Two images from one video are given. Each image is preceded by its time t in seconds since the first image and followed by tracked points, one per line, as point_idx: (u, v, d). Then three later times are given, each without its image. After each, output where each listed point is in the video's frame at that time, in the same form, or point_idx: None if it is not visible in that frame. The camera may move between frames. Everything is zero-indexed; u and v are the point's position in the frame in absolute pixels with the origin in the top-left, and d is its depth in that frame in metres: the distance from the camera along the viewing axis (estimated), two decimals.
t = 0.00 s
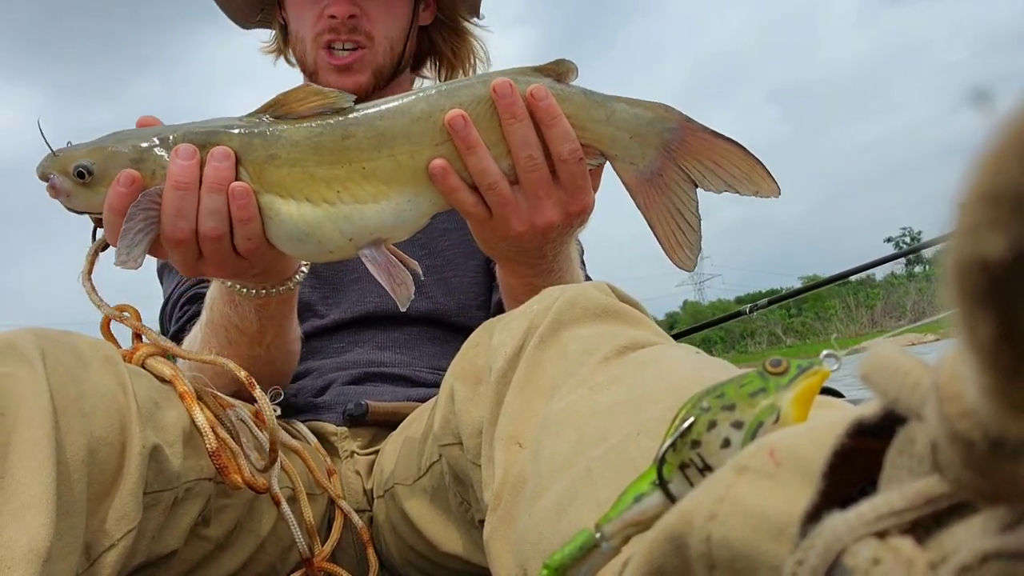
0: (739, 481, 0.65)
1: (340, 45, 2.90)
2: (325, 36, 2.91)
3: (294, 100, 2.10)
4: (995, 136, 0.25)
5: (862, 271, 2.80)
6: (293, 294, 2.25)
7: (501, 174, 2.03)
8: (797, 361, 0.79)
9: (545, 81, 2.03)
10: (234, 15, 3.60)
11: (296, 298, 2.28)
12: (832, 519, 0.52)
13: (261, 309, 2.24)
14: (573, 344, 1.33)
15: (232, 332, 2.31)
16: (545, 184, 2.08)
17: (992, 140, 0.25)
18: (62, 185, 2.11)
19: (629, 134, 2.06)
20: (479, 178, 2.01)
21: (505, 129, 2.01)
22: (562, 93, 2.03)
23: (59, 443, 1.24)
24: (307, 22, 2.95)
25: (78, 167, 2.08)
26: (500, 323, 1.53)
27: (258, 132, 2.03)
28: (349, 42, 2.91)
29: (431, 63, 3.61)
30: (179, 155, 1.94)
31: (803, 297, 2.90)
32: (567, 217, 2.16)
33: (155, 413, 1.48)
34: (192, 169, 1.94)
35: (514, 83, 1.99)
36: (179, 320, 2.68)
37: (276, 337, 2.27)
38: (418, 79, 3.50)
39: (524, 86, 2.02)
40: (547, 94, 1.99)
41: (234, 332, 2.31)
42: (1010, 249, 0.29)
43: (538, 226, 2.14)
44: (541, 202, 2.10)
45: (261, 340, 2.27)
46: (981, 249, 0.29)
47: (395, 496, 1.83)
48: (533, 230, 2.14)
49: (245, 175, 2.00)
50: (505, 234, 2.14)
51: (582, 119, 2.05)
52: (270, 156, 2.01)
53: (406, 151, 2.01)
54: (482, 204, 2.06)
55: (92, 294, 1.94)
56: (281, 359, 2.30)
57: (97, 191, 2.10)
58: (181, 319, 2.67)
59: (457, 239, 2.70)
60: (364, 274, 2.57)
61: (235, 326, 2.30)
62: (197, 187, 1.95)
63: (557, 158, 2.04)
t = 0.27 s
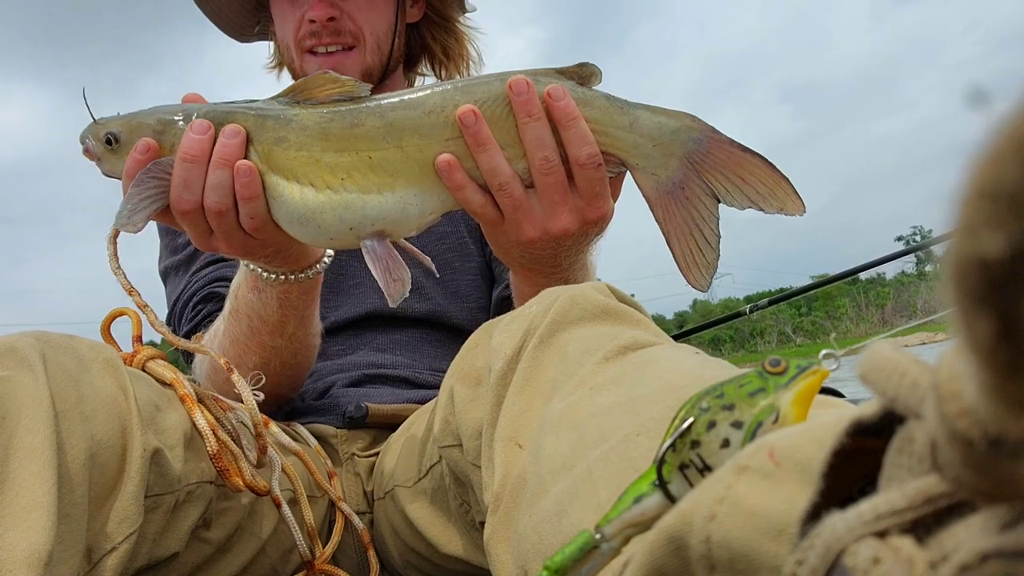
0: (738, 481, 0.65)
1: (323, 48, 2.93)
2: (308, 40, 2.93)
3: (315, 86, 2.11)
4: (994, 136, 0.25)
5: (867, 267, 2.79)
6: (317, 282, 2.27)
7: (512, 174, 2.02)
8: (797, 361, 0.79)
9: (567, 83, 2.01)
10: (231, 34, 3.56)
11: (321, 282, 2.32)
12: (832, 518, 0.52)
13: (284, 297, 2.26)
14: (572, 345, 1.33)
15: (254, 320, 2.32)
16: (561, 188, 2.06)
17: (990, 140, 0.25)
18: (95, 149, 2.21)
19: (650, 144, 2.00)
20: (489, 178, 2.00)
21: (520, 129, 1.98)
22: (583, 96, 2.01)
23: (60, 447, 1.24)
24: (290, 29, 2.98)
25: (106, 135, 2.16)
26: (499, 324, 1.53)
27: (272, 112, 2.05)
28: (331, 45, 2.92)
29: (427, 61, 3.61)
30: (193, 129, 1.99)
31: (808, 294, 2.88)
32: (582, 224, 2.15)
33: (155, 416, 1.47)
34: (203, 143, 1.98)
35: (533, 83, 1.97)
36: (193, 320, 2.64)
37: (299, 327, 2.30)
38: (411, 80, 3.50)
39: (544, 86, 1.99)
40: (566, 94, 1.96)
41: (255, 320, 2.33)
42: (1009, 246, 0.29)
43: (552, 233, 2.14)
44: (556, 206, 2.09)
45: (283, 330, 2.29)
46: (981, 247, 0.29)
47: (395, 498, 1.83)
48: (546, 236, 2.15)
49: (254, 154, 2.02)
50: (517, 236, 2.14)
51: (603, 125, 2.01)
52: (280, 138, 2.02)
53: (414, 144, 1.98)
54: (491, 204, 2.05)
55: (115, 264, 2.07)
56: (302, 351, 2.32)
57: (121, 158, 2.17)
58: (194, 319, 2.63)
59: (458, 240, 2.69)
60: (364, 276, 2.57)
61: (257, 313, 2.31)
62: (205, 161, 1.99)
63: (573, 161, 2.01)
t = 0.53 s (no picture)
0: (736, 482, 0.65)
1: (317, 46, 2.91)
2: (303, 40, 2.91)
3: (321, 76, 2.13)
4: (993, 137, 0.25)
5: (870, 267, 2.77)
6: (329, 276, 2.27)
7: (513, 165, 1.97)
8: (795, 361, 0.79)
9: (569, 69, 1.98)
10: (222, 39, 3.53)
11: (333, 278, 2.32)
12: (830, 519, 0.52)
13: (296, 291, 2.26)
14: (570, 345, 1.33)
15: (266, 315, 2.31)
16: (566, 179, 2.01)
17: (989, 142, 0.25)
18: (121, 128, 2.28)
19: (654, 117, 2.02)
20: (489, 169, 1.95)
21: (523, 115, 1.94)
22: (586, 81, 1.98)
23: (58, 445, 1.24)
24: (283, 30, 2.97)
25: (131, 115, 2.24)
26: (497, 324, 1.53)
27: (277, 100, 2.07)
28: (324, 42, 2.91)
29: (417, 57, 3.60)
30: (205, 111, 2.01)
31: (814, 291, 2.86)
32: (586, 216, 2.10)
33: (154, 415, 1.47)
34: (211, 125, 2.00)
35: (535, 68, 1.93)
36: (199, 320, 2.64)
37: (309, 323, 2.29)
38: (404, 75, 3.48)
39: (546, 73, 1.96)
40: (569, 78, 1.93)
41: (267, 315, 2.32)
42: (1008, 247, 0.29)
43: (555, 226, 2.09)
44: (559, 197, 2.04)
45: (293, 325, 2.28)
46: (978, 248, 0.29)
47: (393, 497, 1.83)
48: (550, 230, 2.10)
49: (258, 141, 2.04)
50: (519, 230, 2.09)
51: (609, 108, 2.00)
52: (281, 126, 2.04)
53: (409, 133, 1.96)
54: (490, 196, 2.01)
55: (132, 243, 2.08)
56: (313, 348, 2.30)
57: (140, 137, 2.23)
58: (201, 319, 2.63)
59: (455, 238, 2.68)
60: (364, 276, 2.57)
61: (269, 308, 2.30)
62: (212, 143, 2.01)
63: (578, 150, 1.97)
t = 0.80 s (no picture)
0: (734, 481, 0.65)
1: (330, 41, 2.92)
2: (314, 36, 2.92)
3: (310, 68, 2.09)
4: (991, 138, 0.25)
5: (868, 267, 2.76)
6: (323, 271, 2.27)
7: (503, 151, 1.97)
8: (794, 361, 0.79)
9: (555, 54, 1.98)
10: (214, 39, 3.51)
11: (328, 272, 2.32)
12: (828, 518, 0.52)
13: (291, 287, 2.26)
14: (569, 344, 1.33)
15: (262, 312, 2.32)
16: (555, 163, 2.01)
17: (986, 142, 0.25)
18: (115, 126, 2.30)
19: (643, 99, 2.04)
20: (480, 155, 1.95)
21: (511, 100, 1.94)
22: (573, 66, 1.99)
23: (58, 443, 1.24)
24: (291, 25, 2.96)
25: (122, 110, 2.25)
26: (495, 323, 1.53)
27: (266, 91, 2.06)
28: (338, 37, 2.94)
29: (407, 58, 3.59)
30: (196, 104, 2.01)
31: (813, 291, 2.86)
32: (577, 201, 2.10)
33: (153, 413, 1.47)
34: (203, 118, 2.00)
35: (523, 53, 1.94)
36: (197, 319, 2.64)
37: (305, 319, 2.29)
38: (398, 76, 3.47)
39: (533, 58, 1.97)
40: (556, 62, 1.94)
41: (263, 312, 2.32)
42: (1006, 248, 0.29)
43: (546, 211, 2.08)
44: (549, 182, 2.04)
45: (289, 321, 2.28)
46: (977, 250, 0.29)
47: (392, 496, 1.83)
48: (540, 216, 2.09)
49: (250, 133, 2.04)
50: (510, 216, 2.09)
51: (596, 91, 2.01)
52: (272, 117, 2.04)
53: (400, 122, 1.95)
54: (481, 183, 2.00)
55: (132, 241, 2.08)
56: (310, 345, 2.30)
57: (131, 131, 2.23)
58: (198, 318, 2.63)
59: (453, 237, 2.67)
60: (363, 275, 2.57)
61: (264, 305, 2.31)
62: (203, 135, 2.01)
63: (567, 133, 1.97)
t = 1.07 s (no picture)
0: (733, 482, 0.65)
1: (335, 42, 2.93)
2: (317, 36, 2.92)
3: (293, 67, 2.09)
4: (987, 139, 0.26)
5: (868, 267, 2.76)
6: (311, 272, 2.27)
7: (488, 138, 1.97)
8: (792, 361, 0.79)
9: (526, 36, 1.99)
10: (205, 37, 3.48)
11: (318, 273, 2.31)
12: (827, 518, 0.52)
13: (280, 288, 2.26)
14: (566, 345, 1.33)
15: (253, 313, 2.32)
16: (538, 145, 2.02)
17: (983, 143, 0.26)
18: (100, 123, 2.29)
19: (614, 65, 2.02)
20: (465, 143, 1.95)
21: (492, 85, 1.94)
22: (545, 45, 2.00)
23: (56, 444, 1.24)
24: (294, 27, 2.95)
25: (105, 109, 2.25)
26: (493, 325, 1.53)
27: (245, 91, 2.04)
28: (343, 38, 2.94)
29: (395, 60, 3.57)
30: (173, 108, 2.01)
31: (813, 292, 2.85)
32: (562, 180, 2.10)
33: (153, 414, 1.47)
34: (180, 121, 2.00)
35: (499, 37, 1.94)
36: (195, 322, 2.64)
37: (295, 321, 2.29)
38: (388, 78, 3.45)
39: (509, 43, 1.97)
40: (532, 44, 1.95)
41: (255, 313, 2.33)
42: (1003, 248, 0.29)
43: (532, 193, 2.09)
44: (534, 163, 2.04)
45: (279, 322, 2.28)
46: (974, 250, 0.29)
47: (391, 497, 1.83)
48: (528, 198, 2.10)
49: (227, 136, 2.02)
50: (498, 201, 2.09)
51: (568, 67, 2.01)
52: (249, 119, 2.01)
53: (383, 115, 1.93)
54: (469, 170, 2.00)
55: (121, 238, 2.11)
56: (302, 346, 2.31)
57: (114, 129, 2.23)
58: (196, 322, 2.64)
59: (450, 238, 2.67)
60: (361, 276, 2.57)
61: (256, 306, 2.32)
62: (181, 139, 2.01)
63: (546, 112, 1.98)
